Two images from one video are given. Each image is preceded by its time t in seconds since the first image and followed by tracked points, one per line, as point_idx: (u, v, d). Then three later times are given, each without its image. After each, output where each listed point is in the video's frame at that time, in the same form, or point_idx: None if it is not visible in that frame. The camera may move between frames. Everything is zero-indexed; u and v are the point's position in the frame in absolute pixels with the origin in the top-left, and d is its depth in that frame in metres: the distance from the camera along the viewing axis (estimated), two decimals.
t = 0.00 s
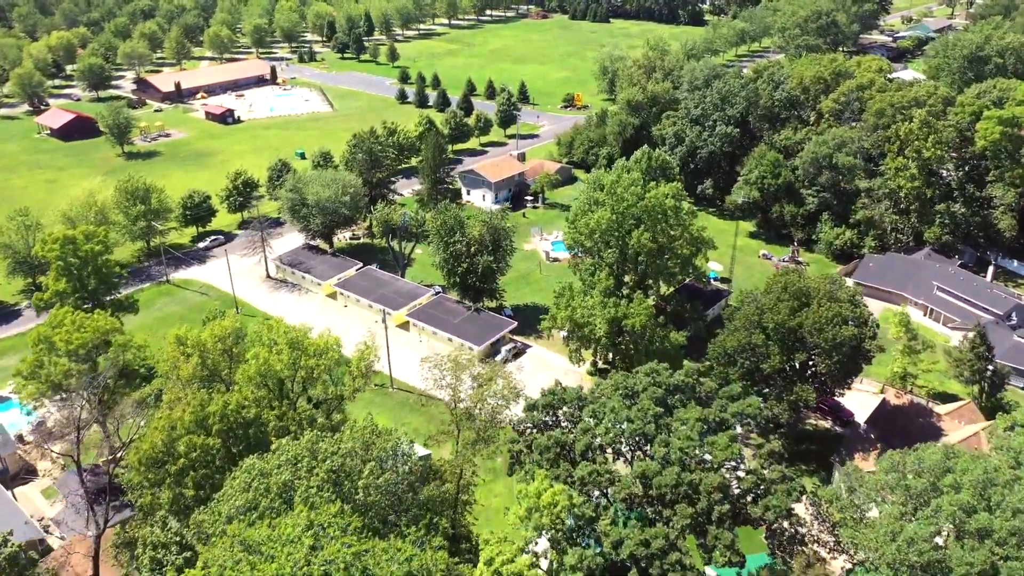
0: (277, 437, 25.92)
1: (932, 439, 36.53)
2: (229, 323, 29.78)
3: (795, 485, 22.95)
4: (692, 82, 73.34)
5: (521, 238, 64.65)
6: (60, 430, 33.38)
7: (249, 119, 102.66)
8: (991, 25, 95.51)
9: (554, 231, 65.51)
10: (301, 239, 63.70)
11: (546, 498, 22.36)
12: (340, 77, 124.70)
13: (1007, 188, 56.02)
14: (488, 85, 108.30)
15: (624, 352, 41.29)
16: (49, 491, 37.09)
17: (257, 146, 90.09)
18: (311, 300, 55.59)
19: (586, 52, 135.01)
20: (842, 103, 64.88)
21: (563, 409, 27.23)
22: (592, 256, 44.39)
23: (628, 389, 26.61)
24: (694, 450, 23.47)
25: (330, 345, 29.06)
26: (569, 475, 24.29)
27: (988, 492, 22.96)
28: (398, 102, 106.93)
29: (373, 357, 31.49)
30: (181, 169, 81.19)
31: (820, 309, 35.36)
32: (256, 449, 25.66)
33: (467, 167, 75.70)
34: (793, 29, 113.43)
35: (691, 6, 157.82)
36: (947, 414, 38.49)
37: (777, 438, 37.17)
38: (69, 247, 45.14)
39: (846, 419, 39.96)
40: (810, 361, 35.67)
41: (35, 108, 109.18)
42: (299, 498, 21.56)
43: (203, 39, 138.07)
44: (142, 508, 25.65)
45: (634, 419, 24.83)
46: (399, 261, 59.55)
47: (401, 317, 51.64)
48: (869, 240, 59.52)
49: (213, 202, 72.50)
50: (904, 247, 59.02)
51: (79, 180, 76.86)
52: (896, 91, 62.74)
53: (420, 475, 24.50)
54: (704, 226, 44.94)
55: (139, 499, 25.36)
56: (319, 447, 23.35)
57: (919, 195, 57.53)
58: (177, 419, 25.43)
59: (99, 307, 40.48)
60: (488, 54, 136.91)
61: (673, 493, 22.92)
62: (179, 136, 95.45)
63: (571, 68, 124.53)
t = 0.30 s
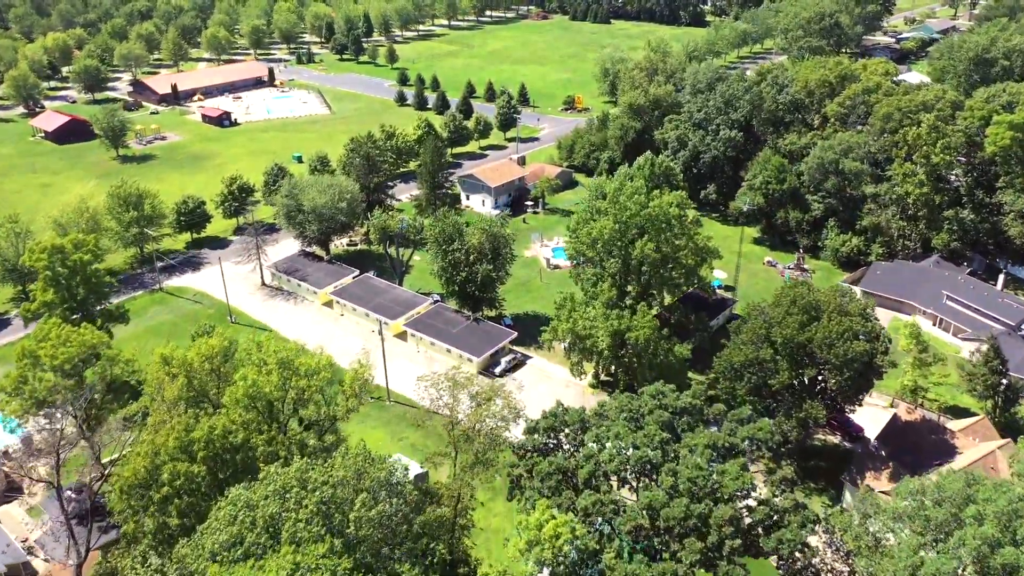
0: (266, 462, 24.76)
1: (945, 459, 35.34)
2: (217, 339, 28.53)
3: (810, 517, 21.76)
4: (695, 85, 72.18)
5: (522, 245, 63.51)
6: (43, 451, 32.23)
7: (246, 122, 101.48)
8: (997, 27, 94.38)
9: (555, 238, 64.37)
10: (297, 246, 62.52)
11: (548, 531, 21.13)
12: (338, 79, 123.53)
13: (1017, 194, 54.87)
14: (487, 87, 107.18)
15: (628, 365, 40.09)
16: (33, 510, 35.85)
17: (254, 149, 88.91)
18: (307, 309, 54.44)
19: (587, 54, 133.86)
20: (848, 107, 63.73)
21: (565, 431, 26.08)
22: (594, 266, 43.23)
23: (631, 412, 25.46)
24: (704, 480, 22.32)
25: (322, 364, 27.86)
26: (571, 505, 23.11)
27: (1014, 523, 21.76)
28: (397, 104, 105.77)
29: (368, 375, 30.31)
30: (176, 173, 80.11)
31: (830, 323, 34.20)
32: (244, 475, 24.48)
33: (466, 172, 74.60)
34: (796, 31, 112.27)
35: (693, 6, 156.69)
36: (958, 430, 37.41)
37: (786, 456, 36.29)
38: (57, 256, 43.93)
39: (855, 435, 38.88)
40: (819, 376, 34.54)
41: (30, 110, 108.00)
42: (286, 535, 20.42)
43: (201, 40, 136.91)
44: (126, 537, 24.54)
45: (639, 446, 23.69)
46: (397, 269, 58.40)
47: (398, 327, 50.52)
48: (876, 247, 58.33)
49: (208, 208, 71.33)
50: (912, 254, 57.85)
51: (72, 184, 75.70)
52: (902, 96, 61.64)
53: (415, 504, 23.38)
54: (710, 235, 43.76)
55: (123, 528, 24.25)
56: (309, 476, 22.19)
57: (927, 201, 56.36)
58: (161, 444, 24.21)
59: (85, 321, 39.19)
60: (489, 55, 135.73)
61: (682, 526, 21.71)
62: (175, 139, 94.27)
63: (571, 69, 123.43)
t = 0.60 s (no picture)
0: (254, 491, 23.63)
1: (961, 477, 34.28)
2: (205, 358, 27.33)
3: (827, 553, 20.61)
4: (698, 89, 70.98)
5: (522, 251, 62.37)
6: (24, 468, 30.97)
7: (243, 125, 100.33)
8: (1003, 28, 93.15)
9: (555, 244, 63.19)
10: (293, 253, 61.33)
11: (550, 568, 19.98)
12: (337, 81, 122.43)
13: None
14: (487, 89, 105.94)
15: (632, 379, 38.93)
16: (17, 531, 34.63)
17: (251, 152, 87.75)
18: (303, 318, 53.27)
19: (588, 55, 132.65)
20: (854, 111, 62.52)
21: (568, 456, 24.95)
22: (597, 277, 42.05)
23: (637, 438, 24.34)
24: (715, 513, 21.19)
25: (313, 386, 26.60)
26: (575, 538, 22.00)
27: None
28: (396, 106, 104.57)
29: (362, 394, 29.08)
30: (171, 178, 78.96)
31: (841, 339, 32.99)
32: (230, 505, 23.34)
33: (466, 177, 73.43)
34: (799, 32, 110.97)
35: (694, 7, 155.31)
36: (973, 447, 36.31)
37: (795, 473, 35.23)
38: (44, 267, 42.43)
39: (866, 450, 37.96)
40: (831, 394, 33.36)
41: (25, 113, 106.87)
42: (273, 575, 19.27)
43: (198, 42, 135.76)
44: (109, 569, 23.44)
45: (646, 476, 22.57)
46: (395, 277, 57.22)
47: (395, 336, 49.36)
48: (884, 254, 57.18)
49: (203, 213, 70.14)
50: (920, 261, 56.66)
51: (65, 189, 74.52)
52: (910, 100, 60.41)
53: (410, 537, 22.23)
54: (715, 245, 42.57)
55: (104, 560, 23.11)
56: (298, 509, 21.05)
57: (936, 207, 55.17)
58: (143, 473, 23.09)
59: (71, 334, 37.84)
60: (488, 57, 134.59)
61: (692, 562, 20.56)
62: (170, 142, 93.10)
63: (572, 71, 122.23)
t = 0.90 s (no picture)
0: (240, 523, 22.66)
1: (977, 497, 32.90)
2: (190, 379, 26.24)
3: None
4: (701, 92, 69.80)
5: (522, 258, 61.20)
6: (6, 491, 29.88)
7: (240, 127, 99.15)
8: (1009, 30, 91.89)
9: (556, 251, 62.02)
10: (289, 260, 60.16)
11: None
12: (335, 83, 121.31)
13: None
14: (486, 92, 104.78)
15: (635, 394, 37.78)
16: None
17: (247, 156, 86.60)
18: (298, 327, 52.11)
19: (588, 57, 131.48)
20: (860, 115, 61.31)
21: (570, 484, 23.84)
22: (599, 287, 40.87)
23: (643, 466, 23.26)
24: (726, 549, 20.07)
25: (304, 409, 25.46)
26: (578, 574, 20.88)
27: None
28: (395, 109, 103.34)
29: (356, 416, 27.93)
30: (165, 182, 77.81)
31: (853, 355, 31.83)
32: (216, 538, 22.38)
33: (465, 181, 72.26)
34: (802, 34, 109.73)
35: (696, 8, 153.91)
36: (989, 466, 35.00)
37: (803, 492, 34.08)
38: (31, 277, 41.40)
39: (876, 468, 36.72)
40: (842, 412, 32.19)
41: (20, 116, 105.62)
42: None
43: (195, 44, 134.54)
44: None
45: (652, 508, 21.45)
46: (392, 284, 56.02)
47: (391, 345, 48.25)
48: (891, 262, 56.01)
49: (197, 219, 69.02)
50: (929, 268, 55.46)
51: (58, 194, 73.34)
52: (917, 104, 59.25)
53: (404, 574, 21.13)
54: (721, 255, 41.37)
55: None
56: (285, 546, 19.98)
57: (945, 214, 53.98)
58: (124, 504, 22.09)
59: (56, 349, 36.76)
60: (488, 58, 133.39)
61: None
62: (166, 145, 91.89)
63: (572, 73, 121.09)
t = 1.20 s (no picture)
0: (225, 558, 21.87)
1: (995, 519, 31.61)
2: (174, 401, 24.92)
3: None
4: (705, 95, 68.62)
5: (522, 265, 60.08)
6: None
7: (237, 130, 98.01)
8: (1015, 32, 90.68)
9: (557, 257, 60.85)
10: (284, 268, 59.00)
11: None
12: (333, 84, 120.20)
13: None
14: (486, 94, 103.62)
15: (639, 411, 36.66)
16: None
17: (243, 160, 85.49)
18: (292, 337, 50.94)
19: (589, 58, 130.32)
20: (866, 119, 60.19)
21: (573, 515, 22.78)
22: (602, 299, 39.70)
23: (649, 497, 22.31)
24: None
25: (293, 434, 24.14)
26: None
27: None
28: (393, 111, 102.16)
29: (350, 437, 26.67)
30: (160, 186, 76.69)
31: (867, 373, 30.59)
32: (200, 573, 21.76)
33: (464, 186, 71.11)
34: (805, 35, 108.51)
35: (697, 9, 152.53)
36: (1007, 487, 33.68)
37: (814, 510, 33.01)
38: (15, 288, 39.89)
39: (888, 486, 35.63)
40: (855, 431, 30.96)
41: (15, 118, 104.48)
42: None
43: (193, 45, 133.40)
44: None
45: (660, 545, 20.39)
46: (390, 293, 54.85)
47: (389, 356, 47.08)
48: (899, 270, 54.87)
49: (192, 224, 67.91)
50: (937, 276, 54.27)
51: (51, 199, 72.21)
52: (925, 107, 58.10)
53: None
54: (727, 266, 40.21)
55: None
56: None
57: (955, 222, 52.80)
58: (103, 539, 21.11)
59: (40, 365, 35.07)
60: (488, 60, 132.29)
61: None
62: (162, 149, 90.69)
63: (573, 74, 119.99)
